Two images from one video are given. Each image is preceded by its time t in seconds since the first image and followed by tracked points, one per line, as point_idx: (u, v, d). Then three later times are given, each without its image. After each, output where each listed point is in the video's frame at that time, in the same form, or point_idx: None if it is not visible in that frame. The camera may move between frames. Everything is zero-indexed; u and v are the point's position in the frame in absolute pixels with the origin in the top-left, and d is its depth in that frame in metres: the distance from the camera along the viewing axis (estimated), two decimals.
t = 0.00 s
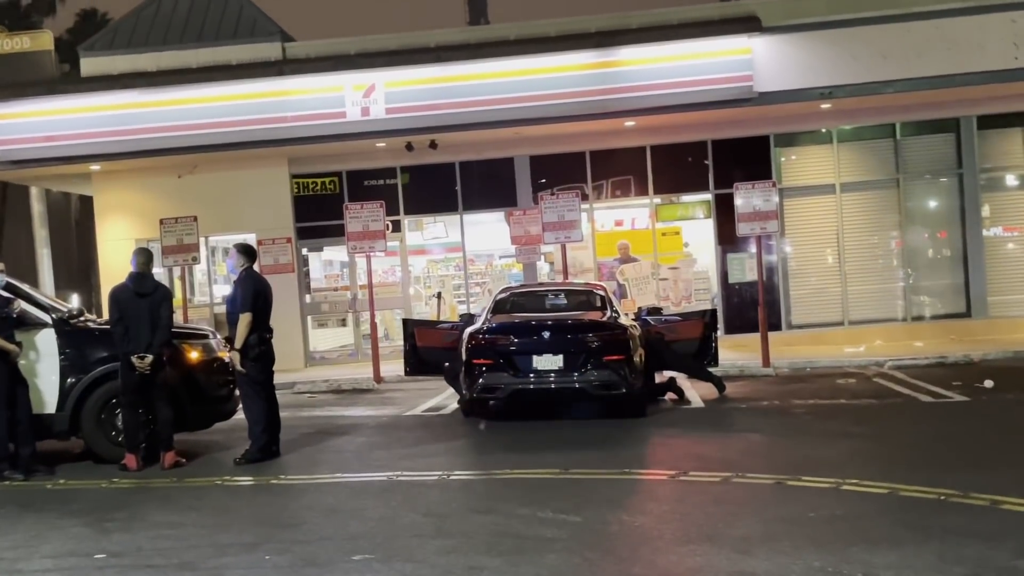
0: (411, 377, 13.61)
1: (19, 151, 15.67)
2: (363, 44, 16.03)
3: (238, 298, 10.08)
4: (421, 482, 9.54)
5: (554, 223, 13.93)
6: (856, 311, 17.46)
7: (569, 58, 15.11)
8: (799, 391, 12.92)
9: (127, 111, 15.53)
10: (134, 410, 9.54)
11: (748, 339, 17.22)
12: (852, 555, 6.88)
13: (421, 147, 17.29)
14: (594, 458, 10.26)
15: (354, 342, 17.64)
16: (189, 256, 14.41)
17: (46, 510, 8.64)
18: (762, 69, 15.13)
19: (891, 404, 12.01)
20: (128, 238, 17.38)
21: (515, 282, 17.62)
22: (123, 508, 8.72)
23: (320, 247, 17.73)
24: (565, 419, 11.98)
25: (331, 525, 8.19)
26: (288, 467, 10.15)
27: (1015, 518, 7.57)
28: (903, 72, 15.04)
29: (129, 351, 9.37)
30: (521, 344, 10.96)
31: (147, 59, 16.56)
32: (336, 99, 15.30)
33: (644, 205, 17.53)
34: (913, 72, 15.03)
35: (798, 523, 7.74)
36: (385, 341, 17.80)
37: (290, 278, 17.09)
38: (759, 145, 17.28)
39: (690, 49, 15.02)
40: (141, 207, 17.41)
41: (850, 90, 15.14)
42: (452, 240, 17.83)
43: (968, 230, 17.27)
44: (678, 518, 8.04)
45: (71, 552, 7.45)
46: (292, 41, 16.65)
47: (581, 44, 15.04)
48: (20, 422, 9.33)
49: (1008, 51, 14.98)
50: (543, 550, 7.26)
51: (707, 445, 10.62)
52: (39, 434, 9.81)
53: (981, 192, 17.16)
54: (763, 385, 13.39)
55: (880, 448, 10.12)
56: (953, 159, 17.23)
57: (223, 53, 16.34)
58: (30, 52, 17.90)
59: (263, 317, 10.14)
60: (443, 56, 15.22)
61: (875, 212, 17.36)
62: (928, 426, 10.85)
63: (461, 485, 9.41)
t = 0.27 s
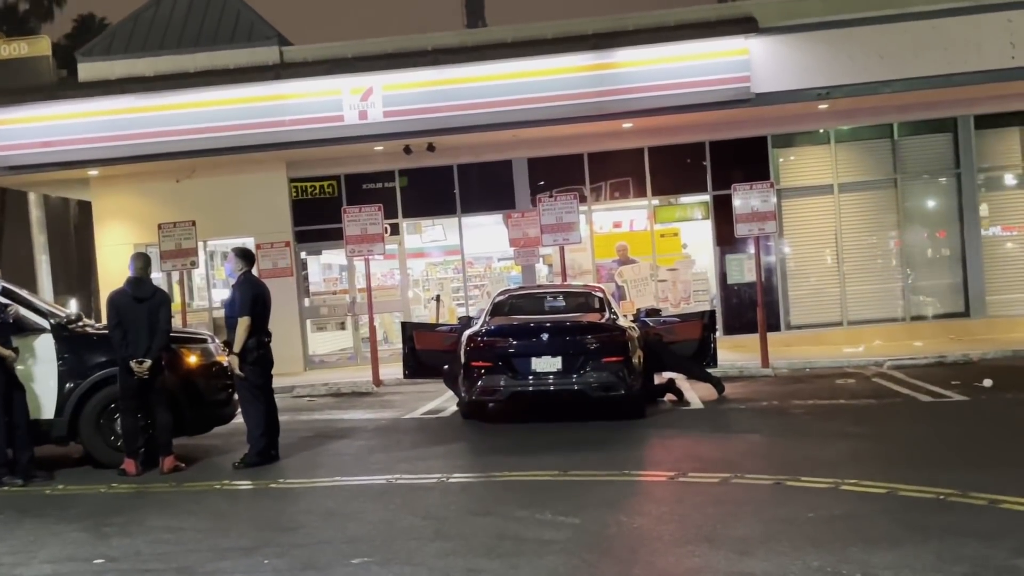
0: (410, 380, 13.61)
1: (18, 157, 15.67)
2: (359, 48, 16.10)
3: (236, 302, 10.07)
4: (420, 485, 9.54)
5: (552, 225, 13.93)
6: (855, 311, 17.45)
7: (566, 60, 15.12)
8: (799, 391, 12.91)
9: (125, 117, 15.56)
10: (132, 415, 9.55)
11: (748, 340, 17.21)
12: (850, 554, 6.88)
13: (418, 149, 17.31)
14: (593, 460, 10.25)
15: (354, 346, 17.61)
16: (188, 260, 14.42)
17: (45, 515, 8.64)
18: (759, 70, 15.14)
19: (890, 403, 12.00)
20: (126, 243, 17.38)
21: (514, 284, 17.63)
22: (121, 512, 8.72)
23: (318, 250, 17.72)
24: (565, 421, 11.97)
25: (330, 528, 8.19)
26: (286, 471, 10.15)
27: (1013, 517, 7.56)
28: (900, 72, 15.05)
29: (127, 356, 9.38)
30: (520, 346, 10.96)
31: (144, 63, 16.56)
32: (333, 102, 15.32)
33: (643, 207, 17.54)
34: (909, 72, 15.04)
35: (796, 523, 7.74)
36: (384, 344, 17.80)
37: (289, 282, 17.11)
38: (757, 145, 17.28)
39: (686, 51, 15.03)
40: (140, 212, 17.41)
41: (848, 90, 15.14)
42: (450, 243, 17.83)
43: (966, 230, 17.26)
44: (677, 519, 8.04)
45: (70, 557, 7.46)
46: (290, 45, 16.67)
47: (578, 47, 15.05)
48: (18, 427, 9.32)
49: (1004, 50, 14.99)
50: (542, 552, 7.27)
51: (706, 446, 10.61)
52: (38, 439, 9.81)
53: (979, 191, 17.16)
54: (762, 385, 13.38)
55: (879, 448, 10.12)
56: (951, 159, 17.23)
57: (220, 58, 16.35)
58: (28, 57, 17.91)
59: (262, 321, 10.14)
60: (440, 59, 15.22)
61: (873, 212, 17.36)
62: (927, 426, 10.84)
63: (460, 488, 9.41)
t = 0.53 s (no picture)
0: (413, 386, 13.60)
1: (20, 163, 15.69)
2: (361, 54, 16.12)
3: (239, 308, 10.08)
4: (423, 491, 9.53)
5: (554, 230, 13.92)
6: (857, 315, 17.43)
7: (568, 64, 15.13)
8: (802, 395, 12.89)
9: (127, 123, 15.57)
10: (135, 421, 9.54)
11: (751, 345, 17.20)
12: (854, 559, 6.86)
13: (420, 155, 17.32)
14: (596, 465, 10.24)
15: (356, 351, 17.62)
16: (190, 266, 14.41)
17: (48, 522, 8.62)
18: (760, 74, 15.16)
19: (893, 407, 11.98)
20: (128, 249, 17.38)
21: (516, 289, 17.63)
22: (124, 519, 8.71)
23: (320, 256, 17.72)
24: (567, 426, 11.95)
25: (333, 534, 8.17)
26: (289, 477, 10.14)
27: (1018, 521, 7.54)
28: (901, 75, 15.05)
29: (130, 363, 9.37)
30: (522, 351, 10.96)
31: (146, 69, 16.57)
32: (335, 108, 15.33)
33: (644, 211, 17.54)
34: (911, 76, 15.04)
35: (800, 528, 7.73)
36: (386, 350, 17.78)
37: (291, 288, 17.09)
38: (759, 150, 17.28)
39: (688, 55, 15.03)
40: (142, 218, 17.41)
41: (849, 94, 15.14)
42: (452, 248, 17.82)
43: (968, 234, 17.25)
44: (681, 524, 8.02)
45: (73, 564, 7.44)
46: (291, 51, 16.69)
47: (580, 51, 15.06)
48: (20, 435, 9.29)
49: (1006, 54, 14.98)
50: (545, 558, 7.26)
51: (709, 450, 10.60)
52: (40, 446, 9.80)
53: (981, 195, 17.15)
54: (765, 390, 13.36)
55: (882, 452, 10.09)
56: (953, 162, 17.22)
57: (222, 64, 16.36)
58: (29, 64, 17.93)
59: (264, 327, 10.14)
60: (442, 64, 15.23)
61: (875, 215, 17.36)
62: (930, 430, 10.82)
63: (463, 493, 9.40)
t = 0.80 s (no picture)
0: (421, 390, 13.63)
1: (30, 169, 15.76)
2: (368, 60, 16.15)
3: (249, 312, 10.12)
4: (432, 495, 9.55)
5: (561, 235, 13.95)
6: (864, 320, 17.44)
7: (574, 70, 15.17)
8: (809, 400, 12.89)
9: (136, 129, 15.64)
10: (145, 425, 9.58)
11: (758, 350, 17.20)
12: (864, 564, 6.87)
13: (428, 160, 17.37)
14: (604, 469, 10.25)
15: (364, 356, 17.57)
16: (199, 271, 14.46)
17: (59, 526, 8.65)
18: (766, 80, 15.19)
19: (901, 412, 11.98)
20: (137, 255, 17.44)
21: (523, 295, 17.65)
22: (134, 523, 8.73)
23: (328, 261, 17.76)
24: (575, 431, 11.97)
25: (343, 538, 8.19)
26: (298, 482, 10.17)
27: None
28: (908, 81, 15.06)
29: (141, 367, 9.42)
30: (530, 356, 10.98)
31: (155, 75, 16.54)
32: (343, 114, 15.38)
33: (652, 216, 17.55)
34: (918, 81, 15.05)
35: (809, 533, 7.73)
36: (394, 355, 17.81)
37: (299, 293, 17.14)
38: (766, 155, 17.30)
39: (694, 60, 15.07)
40: (150, 223, 17.46)
41: (856, 99, 15.16)
42: (460, 253, 17.86)
43: (975, 238, 17.25)
44: (690, 528, 8.03)
45: (84, 568, 7.47)
46: (299, 57, 16.75)
47: (587, 57, 15.10)
48: (30, 439, 9.33)
49: (1013, 59, 14.99)
50: (555, 562, 7.27)
51: (717, 455, 10.60)
52: (51, 450, 9.83)
53: (988, 200, 17.15)
54: (772, 394, 13.37)
55: (890, 457, 10.09)
56: (959, 168, 17.23)
57: (229, 70, 16.41)
58: (39, 71, 18.03)
59: (274, 331, 10.18)
60: (449, 70, 15.28)
61: (882, 220, 17.37)
62: (938, 435, 10.82)
63: (472, 498, 9.41)
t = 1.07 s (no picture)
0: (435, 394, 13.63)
1: (47, 173, 15.84)
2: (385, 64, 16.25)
3: (267, 316, 10.15)
4: (448, 499, 9.55)
5: (575, 239, 13.94)
6: (880, 325, 17.37)
7: (589, 75, 15.19)
8: (824, 405, 12.85)
9: (152, 133, 15.71)
10: (163, 428, 9.62)
11: (773, 354, 17.15)
12: (883, 569, 6.84)
13: (442, 164, 17.39)
14: (620, 474, 10.24)
15: (378, 359, 17.63)
16: (215, 275, 14.50)
17: (77, 529, 8.68)
18: (782, 84, 15.17)
19: (918, 418, 11.92)
20: (153, 259, 17.52)
21: (538, 299, 17.64)
22: (152, 526, 8.76)
23: (343, 265, 17.81)
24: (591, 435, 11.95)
25: (360, 542, 8.20)
26: (314, 485, 10.19)
27: None
28: (923, 85, 15.03)
29: (158, 371, 9.45)
30: (545, 360, 10.97)
31: (172, 80, 16.68)
32: (358, 118, 15.43)
33: (666, 220, 17.53)
34: (934, 86, 15.01)
35: (827, 538, 7.70)
36: (408, 359, 17.83)
37: (314, 297, 17.22)
38: (781, 159, 17.27)
39: (709, 65, 15.06)
40: (166, 227, 17.54)
41: (871, 104, 15.12)
42: (474, 257, 17.87)
43: (991, 243, 17.18)
44: (707, 533, 8.01)
45: (104, 570, 7.50)
46: (315, 61, 16.84)
47: (601, 62, 15.11)
48: (49, 442, 9.38)
49: None
50: (572, 566, 7.26)
51: (733, 460, 10.57)
52: (69, 453, 9.86)
53: (1005, 204, 17.08)
54: (787, 399, 13.33)
55: (907, 462, 10.05)
56: (976, 172, 17.17)
57: (245, 75, 16.47)
58: (56, 75, 18.12)
59: (291, 335, 10.22)
60: (464, 74, 15.33)
61: (898, 225, 17.30)
62: (956, 440, 10.77)
63: (488, 502, 9.41)
